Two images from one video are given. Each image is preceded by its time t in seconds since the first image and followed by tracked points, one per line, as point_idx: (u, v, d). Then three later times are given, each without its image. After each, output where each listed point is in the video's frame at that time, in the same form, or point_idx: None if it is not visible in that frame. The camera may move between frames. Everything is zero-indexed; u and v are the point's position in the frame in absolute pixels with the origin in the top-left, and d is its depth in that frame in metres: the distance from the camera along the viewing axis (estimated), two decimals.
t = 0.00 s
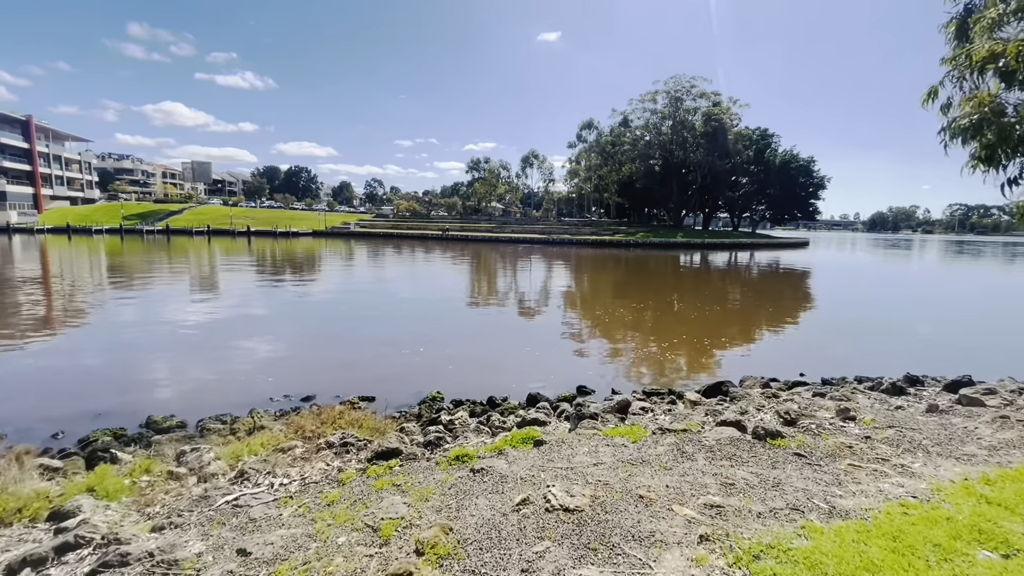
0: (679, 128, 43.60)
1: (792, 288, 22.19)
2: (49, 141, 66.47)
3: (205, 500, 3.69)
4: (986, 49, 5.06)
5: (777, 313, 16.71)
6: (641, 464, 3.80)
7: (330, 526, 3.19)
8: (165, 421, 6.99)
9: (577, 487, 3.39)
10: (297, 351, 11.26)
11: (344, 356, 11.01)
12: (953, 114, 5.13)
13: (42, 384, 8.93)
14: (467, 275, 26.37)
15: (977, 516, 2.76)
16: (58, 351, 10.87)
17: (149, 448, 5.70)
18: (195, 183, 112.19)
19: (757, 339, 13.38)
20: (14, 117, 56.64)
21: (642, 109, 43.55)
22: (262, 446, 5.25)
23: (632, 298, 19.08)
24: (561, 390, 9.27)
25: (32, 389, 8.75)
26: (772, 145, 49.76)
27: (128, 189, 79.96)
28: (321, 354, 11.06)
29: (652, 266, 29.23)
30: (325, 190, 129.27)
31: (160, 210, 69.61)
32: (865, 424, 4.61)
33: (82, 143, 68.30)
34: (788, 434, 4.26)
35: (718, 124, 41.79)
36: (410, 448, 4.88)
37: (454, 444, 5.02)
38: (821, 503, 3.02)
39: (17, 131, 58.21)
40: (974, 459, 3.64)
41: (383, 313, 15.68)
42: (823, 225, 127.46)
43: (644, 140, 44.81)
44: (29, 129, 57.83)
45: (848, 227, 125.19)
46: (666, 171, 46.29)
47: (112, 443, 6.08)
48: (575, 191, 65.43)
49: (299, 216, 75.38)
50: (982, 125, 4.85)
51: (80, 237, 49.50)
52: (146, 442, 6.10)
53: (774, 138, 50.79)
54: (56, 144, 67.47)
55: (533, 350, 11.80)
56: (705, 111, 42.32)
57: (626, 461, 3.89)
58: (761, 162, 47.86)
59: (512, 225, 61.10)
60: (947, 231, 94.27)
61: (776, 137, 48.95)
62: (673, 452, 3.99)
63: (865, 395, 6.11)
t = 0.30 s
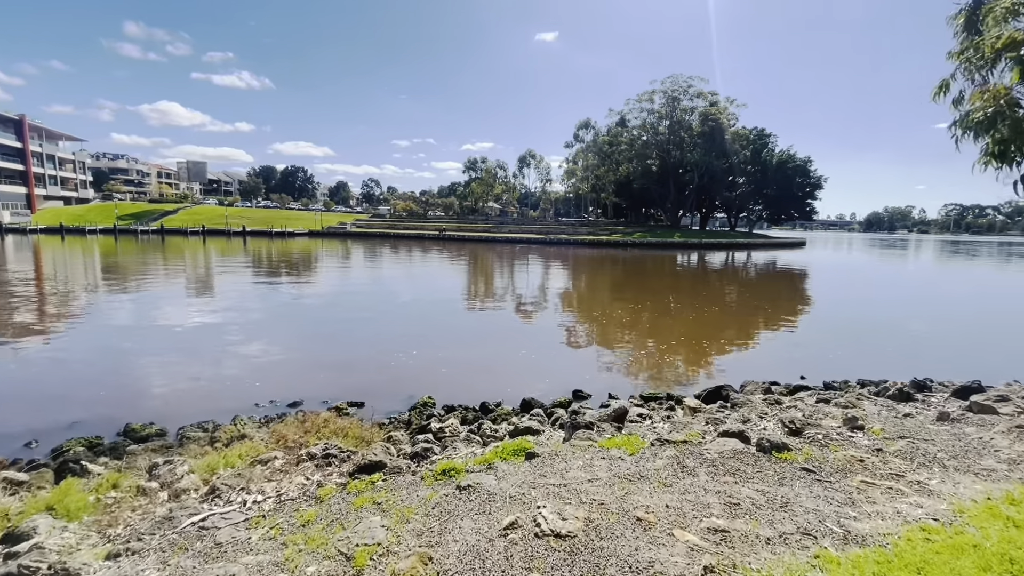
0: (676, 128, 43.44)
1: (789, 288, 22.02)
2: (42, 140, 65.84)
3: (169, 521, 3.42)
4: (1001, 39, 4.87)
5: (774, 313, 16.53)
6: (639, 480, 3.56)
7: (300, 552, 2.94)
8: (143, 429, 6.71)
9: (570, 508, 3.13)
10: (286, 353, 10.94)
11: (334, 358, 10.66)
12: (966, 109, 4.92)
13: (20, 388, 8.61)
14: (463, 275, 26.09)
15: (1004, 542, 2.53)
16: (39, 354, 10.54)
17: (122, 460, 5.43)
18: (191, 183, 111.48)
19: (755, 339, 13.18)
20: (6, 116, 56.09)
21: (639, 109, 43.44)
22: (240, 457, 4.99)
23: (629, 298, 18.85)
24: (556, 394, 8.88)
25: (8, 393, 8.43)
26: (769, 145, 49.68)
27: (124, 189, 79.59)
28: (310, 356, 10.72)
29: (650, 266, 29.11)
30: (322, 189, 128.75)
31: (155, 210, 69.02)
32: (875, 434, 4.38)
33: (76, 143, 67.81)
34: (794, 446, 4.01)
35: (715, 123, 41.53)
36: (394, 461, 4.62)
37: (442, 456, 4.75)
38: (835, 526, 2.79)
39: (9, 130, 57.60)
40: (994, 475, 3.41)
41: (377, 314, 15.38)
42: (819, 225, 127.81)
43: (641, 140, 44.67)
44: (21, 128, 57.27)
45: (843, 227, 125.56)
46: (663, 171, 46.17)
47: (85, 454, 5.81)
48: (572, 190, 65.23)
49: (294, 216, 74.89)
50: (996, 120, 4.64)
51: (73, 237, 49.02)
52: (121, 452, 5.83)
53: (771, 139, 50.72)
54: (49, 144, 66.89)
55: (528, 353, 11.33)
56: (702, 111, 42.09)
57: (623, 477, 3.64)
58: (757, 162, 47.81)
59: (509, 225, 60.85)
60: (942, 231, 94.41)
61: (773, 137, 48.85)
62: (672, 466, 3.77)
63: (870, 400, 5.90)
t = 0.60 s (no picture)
0: (673, 127, 43.22)
1: (786, 288, 21.83)
2: (35, 139, 65.24)
3: (123, 538, 3.21)
4: (1008, 29, 4.71)
5: (772, 313, 16.32)
6: (628, 493, 3.34)
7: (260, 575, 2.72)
8: (119, 433, 6.49)
9: (553, 525, 2.91)
10: (271, 354, 10.60)
11: (321, 358, 10.34)
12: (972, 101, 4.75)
13: None
14: (459, 275, 25.80)
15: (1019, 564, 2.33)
16: (19, 355, 10.26)
17: (90, 468, 5.18)
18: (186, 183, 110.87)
19: (752, 339, 12.97)
20: None
21: (636, 109, 43.23)
22: (213, 464, 4.75)
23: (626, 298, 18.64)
24: (549, 397, 8.58)
25: None
26: (765, 145, 49.55)
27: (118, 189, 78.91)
28: (297, 357, 10.41)
29: (647, 266, 28.90)
30: (318, 189, 128.21)
31: (149, 210, 68.50)
32: (876, 440, 4.18)
33: (70, 142, 67.24)
34: (793, 454, 3.81)
35: (712, 123, 41.24)
36: (373, 469, 4.39)
37: (423, 464, 4.52)
38: (836, 546, 2.58)
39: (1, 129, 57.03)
40: (1004, 486, 3.20)
41: (370, 314, 15.07)
42: (816, 224, 128.09)
43: (638, 139, 44.46)
44: (14, 127, 56.73)
45: (840, 227, 125.68)
46: (660, 170, 45.97)
47: (55, 461, 5.59)
48: (568, 190, 65.05)
49: (290, 216, 74.45)
50: (1002, 112, 4.47)
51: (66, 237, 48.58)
52: (90, 459, 5.58)
53: (767, 138, 50.63)
54: (43, 143, 66.30)
55: (522, 354, 11.02)
56: (699, 111, 41.80)
57: (611, 489, 3.42)
58: (754, 162, 47.71)
59: (505, 225, 60.63)
60: (938, 231, 94.44)
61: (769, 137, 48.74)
62: (664, 476, 3.55)
63: (870, 404, 5.70)
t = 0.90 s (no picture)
0: (669, 127, 42.98)
1: (782, 288, 21.65)
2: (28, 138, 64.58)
3: (62, 562, 3.01)
4: (1014, 14, 4.53)
5: (768, 313, 16.10)
6: (612, 509, 3.11)
7: None
8: (88, 440, 6.23)
9: (526, 550, 2.67)
10: (254, 355, 10.26)
11: (305, 360, 10.00)
12: (975, 90, 4.57)
13: None
14: (455, 275, 25.50)
15: None
16: None
17: (50, 477, 4.91)
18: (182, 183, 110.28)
19: (749, 339, 12.73)
20: None
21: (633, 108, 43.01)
22: (177, 475, 4.50)
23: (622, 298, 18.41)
24: (540, 400, 8.26)
25: None
26: (762, 145, 49.50)
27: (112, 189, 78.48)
28: (281, 358, 10.06)
29: (644, 266, 28.66)
30: (315, 189, 127.80)
31: (143, 210, 67.95)
32: (875, 448, 3.96)
33: (63, 141, 66.60)
34: (787, 464, 3.59)
35: (708, 123, 41.01)
36: (345, 481, 4.14)
37: (398, 475, 4.26)
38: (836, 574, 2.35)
39: None
40: (1015, 501, 2.98)
41: (360, 315, 14.74)
42: (813, 224, 128.45)
43: (635, 139, 44.27)
44: (5, 126, 56.11)
45: (835, 227, 126.51)
46: (656, 170, 45.80)
47: (16, 468, 5.34)
48: (565, 190, 64.87)
49: (286, 215, 73.96)
50: (1008, 101, 4.30)
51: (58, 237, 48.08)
52: (53, 469, 5.31)
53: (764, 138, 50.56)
54: (36, 143, 65.69)
55: (513, 355, 10.66)
56: (695, 111, 41.58)
57: (592, 505, 3.18)
58: (750, 161, 47.65)
59: (502, 225, 60.35)
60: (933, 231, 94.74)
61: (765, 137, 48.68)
62: (651, 489, 3.32)
63: (868, 408, 5.50)
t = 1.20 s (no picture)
0: (666, 126, 42.66)
1: (778, 288, 21.49)
2: (19, 137, 63.86)
3: None
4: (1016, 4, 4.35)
5: (764, 313, 15.92)
6: (593, 528, 2.91)
7: None
8: (57, 448, 5.98)
9: None
10: (238, 356, 9.94)
11: (290, 361, 9.67)
12: (977, 84, 4.40)
13: None
14: (450, 275, 25.21)
15: None
16: None
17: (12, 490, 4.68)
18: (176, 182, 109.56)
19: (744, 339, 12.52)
20: None
21: (629, 108, 42.74)
22: (142, 487, 4.28)
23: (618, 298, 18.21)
24: (531, 404, 7.93)
25: None
26: (758, 144, 49.45)
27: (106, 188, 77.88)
28: (265, 360, 9.73)
29: (641, 266, 28.43)
30: (311, 189, 127.27)
31: (136, 209, 67.40)
32: (874, 459, 3.77)
33: (55, 140, 65.95)
34: (781, 477, 3.39)
35: (705, 122, 40.89)
36: (317, 494, 3.92)
37: (373, 488, 4.04)
38: None
39: None
40: (1023, 519, 2.78)
41: (351, 315, 14.41)
42: (809, 223, 128.82)
43: (631, 139, 44.09)
44: None
45: (831, 226, 126.88)
46: (653, 169, 45.62)
47: None
48: (561, 190, 64.71)
49: (281, 215, 73.44)
50: (1012, 94, 4.13)
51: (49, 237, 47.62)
52: (16, 480, 5.08)
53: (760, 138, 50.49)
54: (28, 142, 64.99)
55: (504, 357, 10.30)
56: (691, 110, 41.42)
57: (573, 523, 2.97)
58: (746, 161, 47.57)
59: (498, 224, 60.15)
60: (928, 230, 95.11)
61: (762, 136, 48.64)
62: (636, 505, 3.11)
63: (865, 413, 5.33)
